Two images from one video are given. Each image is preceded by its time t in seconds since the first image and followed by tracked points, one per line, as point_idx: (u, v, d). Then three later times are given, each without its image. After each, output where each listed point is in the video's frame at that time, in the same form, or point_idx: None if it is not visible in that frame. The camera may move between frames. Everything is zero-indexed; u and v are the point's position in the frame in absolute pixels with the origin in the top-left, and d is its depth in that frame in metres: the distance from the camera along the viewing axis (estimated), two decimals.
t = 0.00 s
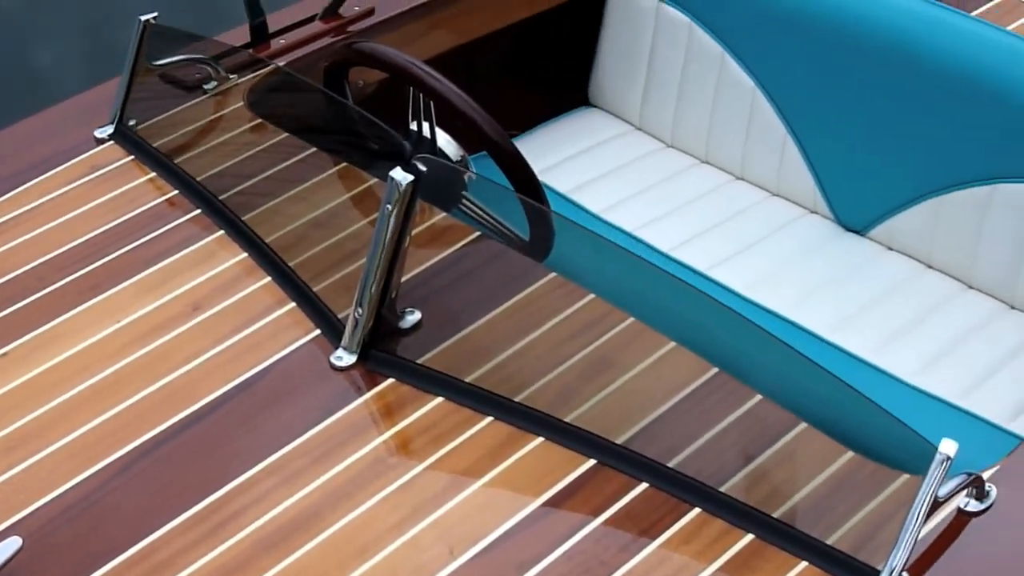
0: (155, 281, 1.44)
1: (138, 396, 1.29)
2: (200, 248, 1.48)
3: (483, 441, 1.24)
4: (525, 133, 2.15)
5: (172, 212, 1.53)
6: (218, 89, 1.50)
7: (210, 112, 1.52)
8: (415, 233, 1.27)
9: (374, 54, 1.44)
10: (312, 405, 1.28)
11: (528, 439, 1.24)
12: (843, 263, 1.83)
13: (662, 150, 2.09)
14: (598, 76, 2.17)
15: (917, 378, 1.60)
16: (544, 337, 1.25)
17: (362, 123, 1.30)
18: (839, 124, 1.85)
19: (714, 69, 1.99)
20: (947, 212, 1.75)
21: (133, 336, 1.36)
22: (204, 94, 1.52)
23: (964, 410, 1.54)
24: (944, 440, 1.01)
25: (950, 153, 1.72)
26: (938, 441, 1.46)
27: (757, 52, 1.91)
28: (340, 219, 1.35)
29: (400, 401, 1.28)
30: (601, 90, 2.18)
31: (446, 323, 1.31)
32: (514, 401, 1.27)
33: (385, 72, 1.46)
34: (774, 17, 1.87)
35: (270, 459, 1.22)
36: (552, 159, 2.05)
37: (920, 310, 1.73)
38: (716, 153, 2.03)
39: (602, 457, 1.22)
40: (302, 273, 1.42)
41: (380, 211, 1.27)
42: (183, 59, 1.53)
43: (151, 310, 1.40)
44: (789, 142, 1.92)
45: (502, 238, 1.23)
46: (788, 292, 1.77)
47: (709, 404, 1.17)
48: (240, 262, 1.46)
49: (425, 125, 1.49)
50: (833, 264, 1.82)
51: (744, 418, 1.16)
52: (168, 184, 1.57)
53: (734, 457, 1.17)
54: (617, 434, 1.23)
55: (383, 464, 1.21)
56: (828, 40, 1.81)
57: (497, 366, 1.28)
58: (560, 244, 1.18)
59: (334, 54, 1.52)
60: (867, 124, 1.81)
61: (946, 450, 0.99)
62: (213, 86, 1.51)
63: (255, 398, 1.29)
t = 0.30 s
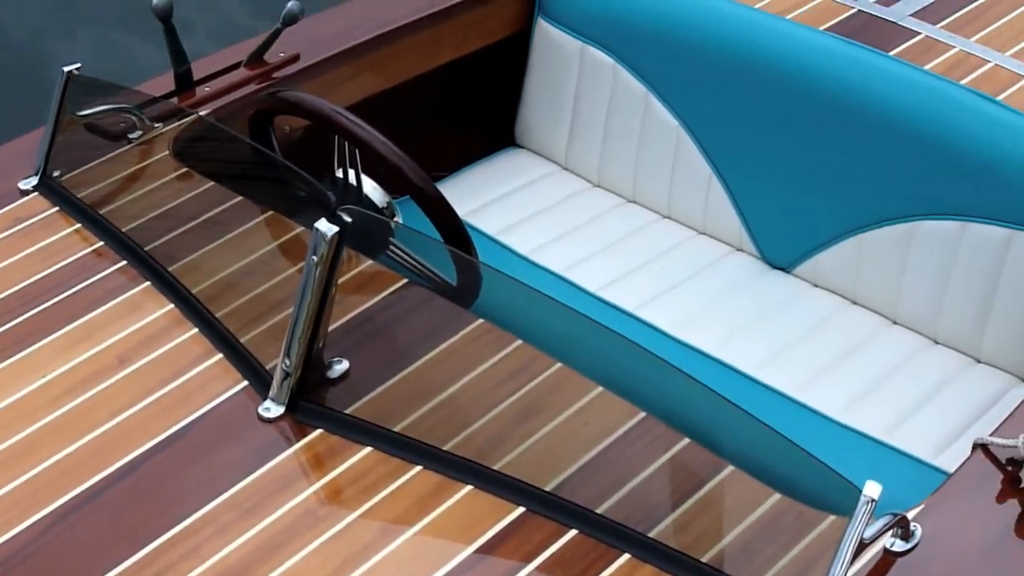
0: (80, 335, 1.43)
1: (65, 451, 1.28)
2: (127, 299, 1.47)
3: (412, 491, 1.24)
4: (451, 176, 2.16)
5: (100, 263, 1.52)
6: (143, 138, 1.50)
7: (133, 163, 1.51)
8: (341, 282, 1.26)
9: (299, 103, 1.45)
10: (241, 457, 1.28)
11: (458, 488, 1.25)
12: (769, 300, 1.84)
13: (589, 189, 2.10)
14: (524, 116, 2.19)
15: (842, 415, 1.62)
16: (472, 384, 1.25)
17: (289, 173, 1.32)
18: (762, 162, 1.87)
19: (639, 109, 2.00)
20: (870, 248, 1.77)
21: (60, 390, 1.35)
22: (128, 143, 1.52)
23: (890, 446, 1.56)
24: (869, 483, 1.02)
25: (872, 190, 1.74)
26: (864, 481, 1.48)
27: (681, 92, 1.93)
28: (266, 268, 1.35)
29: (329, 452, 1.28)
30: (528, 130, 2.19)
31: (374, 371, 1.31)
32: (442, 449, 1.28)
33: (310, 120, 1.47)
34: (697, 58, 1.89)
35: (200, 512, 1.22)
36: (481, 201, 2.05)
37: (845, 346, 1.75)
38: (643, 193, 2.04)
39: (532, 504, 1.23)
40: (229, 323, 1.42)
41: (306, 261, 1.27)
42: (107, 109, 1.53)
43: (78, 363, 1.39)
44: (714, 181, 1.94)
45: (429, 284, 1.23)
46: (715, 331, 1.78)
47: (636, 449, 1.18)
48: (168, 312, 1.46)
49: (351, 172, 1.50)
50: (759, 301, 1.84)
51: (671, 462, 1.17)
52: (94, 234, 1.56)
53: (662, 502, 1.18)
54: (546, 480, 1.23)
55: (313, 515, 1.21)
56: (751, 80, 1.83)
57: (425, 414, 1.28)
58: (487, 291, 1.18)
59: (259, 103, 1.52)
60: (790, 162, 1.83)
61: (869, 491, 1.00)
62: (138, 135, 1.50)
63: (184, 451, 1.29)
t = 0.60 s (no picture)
0: (20, 388, 1.41)
1: (8, 506, 1.27)
2: (68, 351, 1.46)
3: (356, 541, 1.24)
4: (392, 221, 2.16)
5: (40, 314, 1.51)
6: (82, 189, 1.49)
7: (71, 214, 1.50)
8: (285, 330, 1.26)
9: (239, 151, 1.45)
10: (185, 510, 1.27)
11: (403, 537, 1.24)
12: (710, 341, 1.85)
13: (531, 233, 2.10)
14: (464, 160, 2.19)
15: (785, 456, 1.63)
16: (415, 433, 1.25)
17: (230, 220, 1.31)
18: (703, 205, 1.88)
19: (579, 153, 2.01)
20: (812, 289, 1.79)
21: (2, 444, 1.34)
22: (66, 193, 1.51)
23: (833, 486, 1.57)
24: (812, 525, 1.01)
25: (813, 232, 1.76)
26: (807, 522, 1.48)
27: (620, 136, 1.94)
28: (208, 319, 1.34)
29: (274, 502, 1.28)
30: (467, 174, 2.19)
31: (318, 420, 1.30)
32: (387, 498, 1.27)
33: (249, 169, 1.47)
34: (636, 102, 1.90)
35: (145, 566, 1.21)
36: (422, 246, 2.05)
37: (787, 387, 1.76)
38: (583, 236, 2.05)
39: (478, 552, 1.23)
40: (171, 375, 1.40)
41: (248, 311, 1.26)
42: (45, 160, 1.52)
43: (20, 416, 1.38)
44: (654, 223, 1.95)
45: (372, 330, 1.24)
46: (658, 373, 1.79)
47: (581, 495, 1.18)
48: (109, 364, 1.44)
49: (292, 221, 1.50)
50: (700, 343, 1.85)
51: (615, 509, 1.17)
52: (34, 287, 1.55)
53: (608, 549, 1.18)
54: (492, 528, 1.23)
55: (258, 568, 1.20)
56: (691, 124, 1.84)
57: (370, 463, 1.27)
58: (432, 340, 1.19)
59: (199, 151, 1.51)
60: (732, 205, 1.84)
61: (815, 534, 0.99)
62: (77, 185, 1.50)
63: (127, 504, 1.28)
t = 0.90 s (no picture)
0: None
1: None
2: (16, 406, 1.45)
3: None
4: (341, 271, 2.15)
5: None
6: (28, 245, 1.49)
7: (18, 270, 1.48)
8: (234, 381, 1.25)
9: (186, 204, 1.44)
10: (137, 565, 1.26)
11: None
12: (662, 385, 1.86)
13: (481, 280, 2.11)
14: (412, 209, 2.19)
15: (739, 498, 1.63)
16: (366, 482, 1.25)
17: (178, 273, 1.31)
18: (653, 249, 1.89)
19: (527, 201, 2.02)
20: (762, 331, 1.80)
21: None
22: (13, 249, 1.50)
23: (788, 526, 1.57)
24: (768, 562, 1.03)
25: (763, 274, 1.77)
26: (759, 560, 1.48)
27: (569, 182, 1.95)
28: (157, 372, 1.33)
29: (226, 554, 1.27)
30: (416, 223, 2.19)
31: (269, 471, 1.30)
32: (339, 546, 1.25)
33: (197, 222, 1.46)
34: (583, 148, 1.91)
35: None
36: (373, 296, 2.05)
37: (739, 428, 1.76)
38: (534, 283, 2.06)
39: None
40: (120, 429, 1.39)
41: (197, 362, 1.25)
42: None
43: None
44: (604, 268, 1.96)
45: (324, 380, 1.24)
46: (611, 417, 1.79)
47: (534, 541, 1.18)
48: (59, 419, 1.43)
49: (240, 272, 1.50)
50: (652, 386, 1.85)
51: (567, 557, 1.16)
52: None
53: None
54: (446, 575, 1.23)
55: None
56: (639, 169, 1.85)
57: (321, 513, 1.27)
58: (382, 390, 1.19)
59: (146, 205, 1.51)
60: (682, 249, 1.85)
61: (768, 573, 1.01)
62: (24, 242, 1.50)
63: (78, 560, 1.26)
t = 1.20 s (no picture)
0: None
1: None
2: None
3: None
4: (293, 325, 2.14)
5: None
6: None
7: None
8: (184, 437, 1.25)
9: (135, 259, 1.44)
10: None
11: None
12: (615, 434, 1.86)
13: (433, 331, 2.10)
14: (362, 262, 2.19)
15: (692, 544, 1.63)
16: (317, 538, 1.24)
17: (126, 329, 1.28)
18: (604, 298, 1.89)
19: (478, 252, 2.02)
20: (714, 378, 1.80)
21: None
22: None
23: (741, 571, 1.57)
24: None
25: (715, 320, 1.78)
26: None
27: (519, 232, 1.95)
28: (104, 430, 1.32)
29: None
30: (367, 275, 2.18)
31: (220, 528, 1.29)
32: None
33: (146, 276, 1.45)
34: (534, 198, 1.92)
35: None
36: (325, 348, 2.03)
37: (693, 476, 1.76)
38: (486, 333, 2.05)
39: None
40: (71, 489, 1.39)
41: (146, 418, 1.25)
42: None
43: None
44: (556, 318, 1.96)
45: (276, 434, 1.21)
46: (564, 467, 1.78)
47: None
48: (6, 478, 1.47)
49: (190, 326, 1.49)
50: (605, 435, 1.85)
51: None
52: None
53: None
54: None
55: None
56: (591, 218, 1.86)
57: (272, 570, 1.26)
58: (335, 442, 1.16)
59: (94, 259, 1.50)
60: (634, 297, 1.86)
61: None
62: None
63: None
